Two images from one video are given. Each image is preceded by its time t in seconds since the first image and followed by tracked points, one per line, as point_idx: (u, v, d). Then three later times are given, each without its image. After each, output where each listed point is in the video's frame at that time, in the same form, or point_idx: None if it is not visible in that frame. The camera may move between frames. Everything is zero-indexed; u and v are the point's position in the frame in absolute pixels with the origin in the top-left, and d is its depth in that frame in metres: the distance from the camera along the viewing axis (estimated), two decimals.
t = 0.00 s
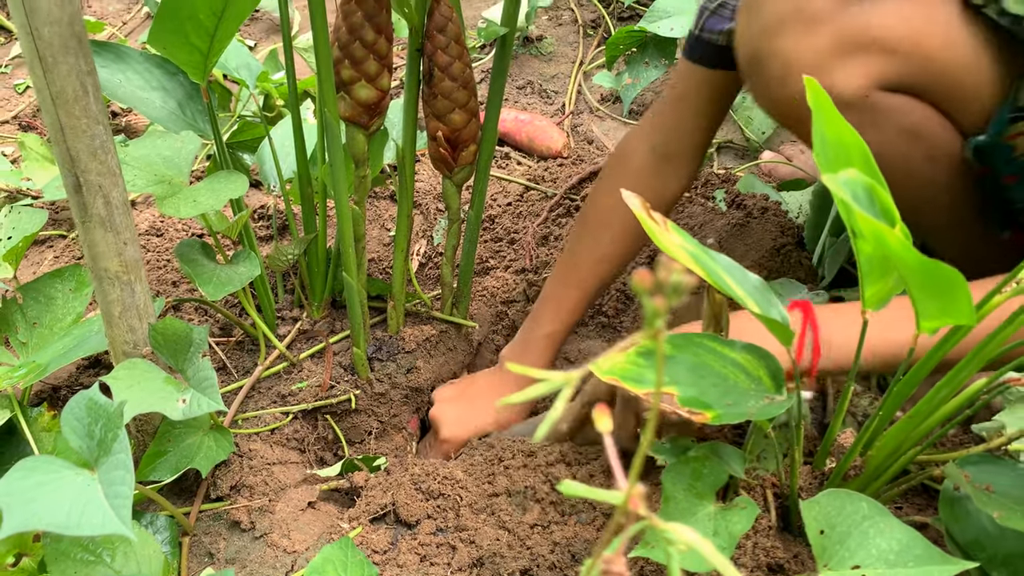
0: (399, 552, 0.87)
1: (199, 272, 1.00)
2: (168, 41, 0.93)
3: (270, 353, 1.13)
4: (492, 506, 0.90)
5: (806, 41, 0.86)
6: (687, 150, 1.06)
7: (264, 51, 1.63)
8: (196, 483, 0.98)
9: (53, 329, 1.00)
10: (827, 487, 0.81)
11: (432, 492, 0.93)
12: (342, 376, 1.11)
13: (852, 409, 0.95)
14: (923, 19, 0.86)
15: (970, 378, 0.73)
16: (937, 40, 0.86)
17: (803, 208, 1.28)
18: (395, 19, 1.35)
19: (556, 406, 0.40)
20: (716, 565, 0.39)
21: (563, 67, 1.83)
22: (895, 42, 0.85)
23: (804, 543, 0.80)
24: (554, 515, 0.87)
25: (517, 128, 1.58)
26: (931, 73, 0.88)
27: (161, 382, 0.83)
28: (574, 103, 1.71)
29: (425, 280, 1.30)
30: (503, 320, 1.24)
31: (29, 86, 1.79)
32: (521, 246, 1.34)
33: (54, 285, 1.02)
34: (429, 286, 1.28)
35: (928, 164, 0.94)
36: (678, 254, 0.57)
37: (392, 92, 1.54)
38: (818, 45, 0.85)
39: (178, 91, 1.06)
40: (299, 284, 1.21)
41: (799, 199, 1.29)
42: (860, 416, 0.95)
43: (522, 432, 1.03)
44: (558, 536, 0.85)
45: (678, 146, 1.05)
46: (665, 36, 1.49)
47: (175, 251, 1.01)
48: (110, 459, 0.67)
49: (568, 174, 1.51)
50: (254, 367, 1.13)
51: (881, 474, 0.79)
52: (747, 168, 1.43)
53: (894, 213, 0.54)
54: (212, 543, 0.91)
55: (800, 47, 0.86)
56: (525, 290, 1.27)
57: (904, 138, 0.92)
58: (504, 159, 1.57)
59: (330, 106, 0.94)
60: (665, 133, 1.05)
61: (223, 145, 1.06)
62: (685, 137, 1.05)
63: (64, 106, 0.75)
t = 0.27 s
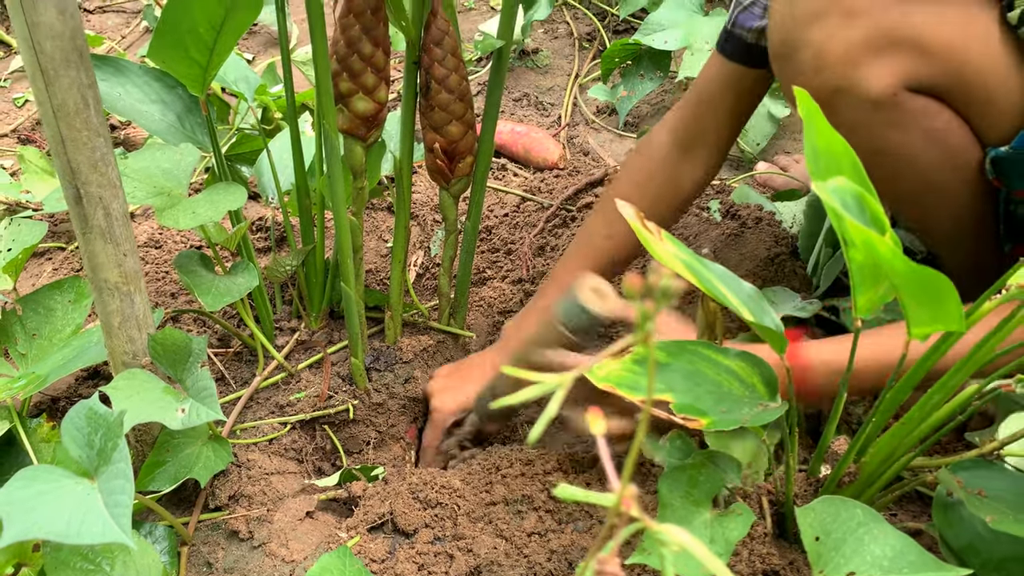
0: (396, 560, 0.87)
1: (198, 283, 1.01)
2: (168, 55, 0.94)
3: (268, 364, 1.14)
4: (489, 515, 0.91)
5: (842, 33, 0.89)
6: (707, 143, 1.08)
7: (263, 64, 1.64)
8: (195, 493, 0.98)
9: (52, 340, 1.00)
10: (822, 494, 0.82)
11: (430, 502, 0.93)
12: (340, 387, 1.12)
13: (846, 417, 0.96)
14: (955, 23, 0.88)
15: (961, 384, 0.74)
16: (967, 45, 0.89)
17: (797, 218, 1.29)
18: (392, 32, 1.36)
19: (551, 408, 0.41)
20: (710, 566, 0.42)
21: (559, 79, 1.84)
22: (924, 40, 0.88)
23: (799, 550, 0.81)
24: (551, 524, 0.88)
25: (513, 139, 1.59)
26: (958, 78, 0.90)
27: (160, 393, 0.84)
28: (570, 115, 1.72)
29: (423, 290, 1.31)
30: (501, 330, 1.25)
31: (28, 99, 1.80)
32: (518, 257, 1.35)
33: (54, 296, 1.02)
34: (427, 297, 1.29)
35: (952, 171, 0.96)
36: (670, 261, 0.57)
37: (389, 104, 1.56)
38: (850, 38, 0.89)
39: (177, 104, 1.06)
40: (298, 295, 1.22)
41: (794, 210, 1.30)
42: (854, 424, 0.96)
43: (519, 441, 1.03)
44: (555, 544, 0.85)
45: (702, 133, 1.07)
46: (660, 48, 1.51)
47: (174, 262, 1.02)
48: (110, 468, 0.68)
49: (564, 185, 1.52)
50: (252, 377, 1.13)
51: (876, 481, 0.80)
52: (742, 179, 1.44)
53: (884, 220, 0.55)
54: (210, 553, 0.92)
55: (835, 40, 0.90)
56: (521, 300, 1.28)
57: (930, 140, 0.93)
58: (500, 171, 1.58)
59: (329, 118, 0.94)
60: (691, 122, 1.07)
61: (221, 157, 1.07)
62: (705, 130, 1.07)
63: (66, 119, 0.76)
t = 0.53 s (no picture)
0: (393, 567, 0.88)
1: (196, 292, 1.01)
2: (167, 66, 0.95)
3: (266, 373, 1.14)
4: (486, 522, 0.91)
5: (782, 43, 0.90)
6: (685, 134, 1.12)
7: (260, 75, 1.65)
8: (193, 501, 0.99)
9: (50, 349, 1.01)
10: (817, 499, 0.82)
11: (427, 509, 0.94)
12: (337, 395, 1.12)
13: (841, 423, 0.97)
14: (905, 29, 0.84)
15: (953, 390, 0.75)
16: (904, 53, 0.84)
17: (790, 227, 1.29)
18: (388, 43, 1.38)
19: (544, 409, 0.42)
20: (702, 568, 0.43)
21: (555, 89, 1.86)
22: (871, 51, 0.85)
23: (795, 556, 0.81)
24: (548, 531, 0.88)
25: (509, 149, 1.60)
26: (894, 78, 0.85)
27: (158, 401, 0.84)
28: (566, 125, 1.74)
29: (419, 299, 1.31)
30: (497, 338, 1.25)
31: (26, 111, 1.81)
32: (514, 266, 1.36)
33: (52, 306, 1.03)
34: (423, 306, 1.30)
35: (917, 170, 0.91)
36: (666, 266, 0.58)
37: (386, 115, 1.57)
38: (794, 48, 0.89)
39: (176, 114, 1.07)
40: (295, 304, 1.22)
41: (787, 219, 1.30)
42: (848, 430, 0.96)
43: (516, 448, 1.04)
44: (552, 551, 0.86)
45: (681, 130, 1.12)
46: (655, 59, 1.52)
47: (172, 271, 1.03)
48: (108, 475, 0.68)
49: (560, 195, 1.53)
50: (250, 386, 1.13)
51: (870, 486, 0.80)
52: (736, 188, 1.45)
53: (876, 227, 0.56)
54: (208, 561, 0.92)
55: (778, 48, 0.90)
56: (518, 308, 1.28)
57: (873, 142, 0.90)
58: (497, 180, 1.59)
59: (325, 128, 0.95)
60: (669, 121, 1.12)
61: (219, 167, 1.08)
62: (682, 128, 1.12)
63: (66, 129, 0.77)
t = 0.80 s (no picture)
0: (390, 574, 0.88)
1: (193, 299, 1.02)
2: (165, 74, 0.95)
3: (263, 380, 1.14)
4: (483, 529, 0.91)
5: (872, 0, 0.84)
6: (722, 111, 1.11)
7: (259, 84, 1.66)
8: (190, 508, 0.99)
9: (48, 357, 1.01)
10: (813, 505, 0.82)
11: (424, 516, 0.94)
12: (334, 403, 1.12)
13: (837, 430, 0.97)
14: None
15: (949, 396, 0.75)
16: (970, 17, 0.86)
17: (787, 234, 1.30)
18: (386, 51, 1.38)
19: (540, 414, 0.42)
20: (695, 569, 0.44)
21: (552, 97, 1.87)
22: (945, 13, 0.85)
23: (792, 562, 0.81)
24: (545, 538, 0.88)
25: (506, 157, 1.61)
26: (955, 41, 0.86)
27: (155, 408, 0.84)
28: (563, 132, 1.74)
29: (417, 306, 1.31)
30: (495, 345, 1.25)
31: (24, 118, 1.81)
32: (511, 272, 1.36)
33: (50, 314, 1.03)
34: (421, 313, 1.30)
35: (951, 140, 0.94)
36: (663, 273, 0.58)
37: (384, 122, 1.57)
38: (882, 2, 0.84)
39: (174, 122, 1.07)
40: (292, 311, 1.22)
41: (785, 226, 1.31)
42: (845, 436, 0.96)
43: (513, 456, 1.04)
44: (549, 558, 0.86)
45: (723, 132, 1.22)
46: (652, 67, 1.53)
47: (170, 279, 1.03)
48: (106, 482, 0.68)
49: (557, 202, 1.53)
50: (247, 394, 1.13)
51: (866, 492, 0.80)
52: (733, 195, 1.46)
53: (870, 234, 0.56)
54: (205, 568, 0.92)
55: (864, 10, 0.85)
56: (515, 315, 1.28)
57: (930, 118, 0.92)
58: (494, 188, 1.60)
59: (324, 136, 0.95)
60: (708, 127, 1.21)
61: (217, 174, 1.08)
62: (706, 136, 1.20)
63: (64, 137, 0.77)
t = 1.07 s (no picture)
0: None
1: (194, 302, 1.02)
2: (167, 77, 0.95)
3: (263, 383, 1.14)
4: (484, 532, 0.91)
5: None
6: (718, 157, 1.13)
7: (259, 87, 1.66)
8: (190, 511, 0.98)
9: (48, 360, 1.01)
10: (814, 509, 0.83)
11: (425, 519, 0.94)
12: (334, 406, 1.12)
13: (838, 433, 0.97)
14: None
15: (950, 399, 0.75)
16: None
17: (787, 237, 1.29)
18: (387, 55, 1.39)
19: (545, 416, 0.42)
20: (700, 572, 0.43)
21: (552, 101, 1.87)
22: None
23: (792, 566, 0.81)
24: (545, 542, 0.88)
25: (507, 160, 1.61)
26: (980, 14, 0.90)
27: (156, 411, 0.84)
28: (563, 136, 1.74)
29: (417, 309, 1.31)
30: (495, 348, 1.25)
31: (24, 122, 1.81)
32: (511, 276, 1.36)
33: (50, 316, 1.03)
34: (421, 316, 1.30)
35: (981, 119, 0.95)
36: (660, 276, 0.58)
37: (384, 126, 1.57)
38: None
39: (175, 125, 1.07)
40: (292, 314, 1.22)
41: (784, 230, 1.30)
42: (846, 440, 0.96)
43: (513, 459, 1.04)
44: (549, 561, 0.86)
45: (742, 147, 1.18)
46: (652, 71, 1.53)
47: (171, 281, 1.03)
48: (106, 485, 0.69)
49: (557, 206, 1.53)
50: (247, 397, 1.13)
51: (867, 495, 0.80)
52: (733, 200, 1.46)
53: (871, 237, 0.56)
54: (205, 571, 0.92)
55: None
56: (515, 319, 1.29)
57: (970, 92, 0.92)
58: (494, 192, 1.60)
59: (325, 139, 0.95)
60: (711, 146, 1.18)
61: (218, 177, 1.08)
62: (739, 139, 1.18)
63: (65, 139, 0.77)
